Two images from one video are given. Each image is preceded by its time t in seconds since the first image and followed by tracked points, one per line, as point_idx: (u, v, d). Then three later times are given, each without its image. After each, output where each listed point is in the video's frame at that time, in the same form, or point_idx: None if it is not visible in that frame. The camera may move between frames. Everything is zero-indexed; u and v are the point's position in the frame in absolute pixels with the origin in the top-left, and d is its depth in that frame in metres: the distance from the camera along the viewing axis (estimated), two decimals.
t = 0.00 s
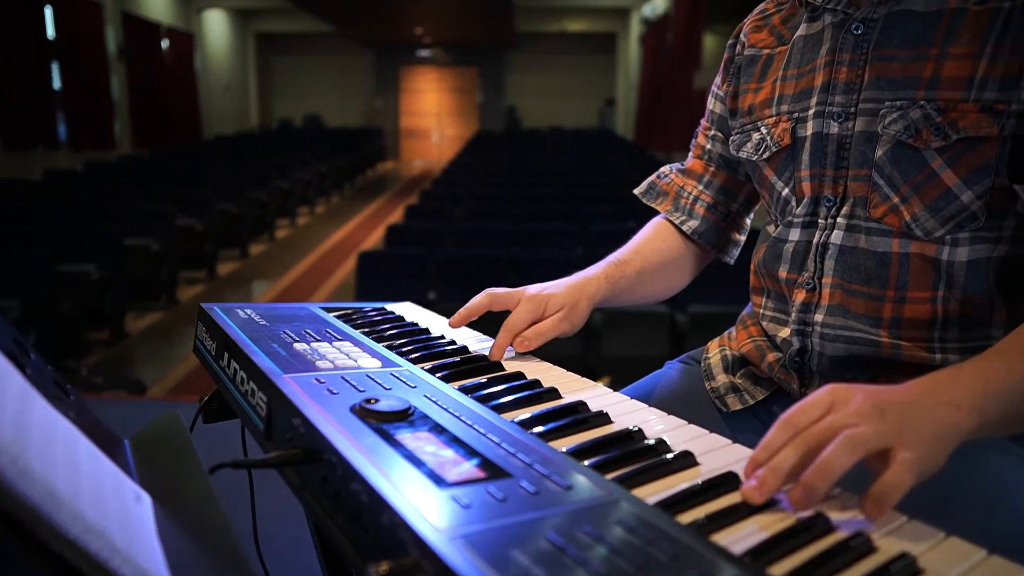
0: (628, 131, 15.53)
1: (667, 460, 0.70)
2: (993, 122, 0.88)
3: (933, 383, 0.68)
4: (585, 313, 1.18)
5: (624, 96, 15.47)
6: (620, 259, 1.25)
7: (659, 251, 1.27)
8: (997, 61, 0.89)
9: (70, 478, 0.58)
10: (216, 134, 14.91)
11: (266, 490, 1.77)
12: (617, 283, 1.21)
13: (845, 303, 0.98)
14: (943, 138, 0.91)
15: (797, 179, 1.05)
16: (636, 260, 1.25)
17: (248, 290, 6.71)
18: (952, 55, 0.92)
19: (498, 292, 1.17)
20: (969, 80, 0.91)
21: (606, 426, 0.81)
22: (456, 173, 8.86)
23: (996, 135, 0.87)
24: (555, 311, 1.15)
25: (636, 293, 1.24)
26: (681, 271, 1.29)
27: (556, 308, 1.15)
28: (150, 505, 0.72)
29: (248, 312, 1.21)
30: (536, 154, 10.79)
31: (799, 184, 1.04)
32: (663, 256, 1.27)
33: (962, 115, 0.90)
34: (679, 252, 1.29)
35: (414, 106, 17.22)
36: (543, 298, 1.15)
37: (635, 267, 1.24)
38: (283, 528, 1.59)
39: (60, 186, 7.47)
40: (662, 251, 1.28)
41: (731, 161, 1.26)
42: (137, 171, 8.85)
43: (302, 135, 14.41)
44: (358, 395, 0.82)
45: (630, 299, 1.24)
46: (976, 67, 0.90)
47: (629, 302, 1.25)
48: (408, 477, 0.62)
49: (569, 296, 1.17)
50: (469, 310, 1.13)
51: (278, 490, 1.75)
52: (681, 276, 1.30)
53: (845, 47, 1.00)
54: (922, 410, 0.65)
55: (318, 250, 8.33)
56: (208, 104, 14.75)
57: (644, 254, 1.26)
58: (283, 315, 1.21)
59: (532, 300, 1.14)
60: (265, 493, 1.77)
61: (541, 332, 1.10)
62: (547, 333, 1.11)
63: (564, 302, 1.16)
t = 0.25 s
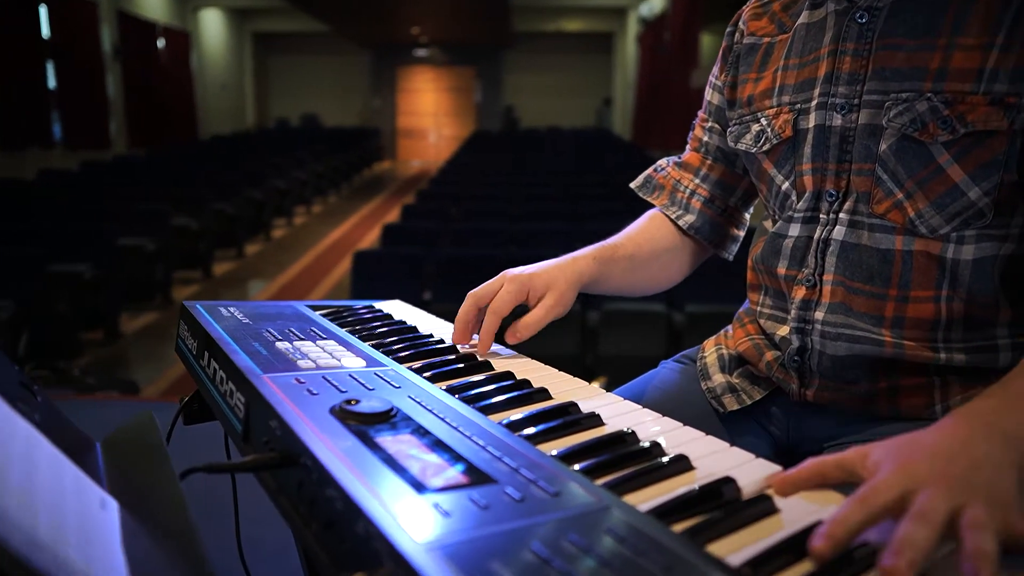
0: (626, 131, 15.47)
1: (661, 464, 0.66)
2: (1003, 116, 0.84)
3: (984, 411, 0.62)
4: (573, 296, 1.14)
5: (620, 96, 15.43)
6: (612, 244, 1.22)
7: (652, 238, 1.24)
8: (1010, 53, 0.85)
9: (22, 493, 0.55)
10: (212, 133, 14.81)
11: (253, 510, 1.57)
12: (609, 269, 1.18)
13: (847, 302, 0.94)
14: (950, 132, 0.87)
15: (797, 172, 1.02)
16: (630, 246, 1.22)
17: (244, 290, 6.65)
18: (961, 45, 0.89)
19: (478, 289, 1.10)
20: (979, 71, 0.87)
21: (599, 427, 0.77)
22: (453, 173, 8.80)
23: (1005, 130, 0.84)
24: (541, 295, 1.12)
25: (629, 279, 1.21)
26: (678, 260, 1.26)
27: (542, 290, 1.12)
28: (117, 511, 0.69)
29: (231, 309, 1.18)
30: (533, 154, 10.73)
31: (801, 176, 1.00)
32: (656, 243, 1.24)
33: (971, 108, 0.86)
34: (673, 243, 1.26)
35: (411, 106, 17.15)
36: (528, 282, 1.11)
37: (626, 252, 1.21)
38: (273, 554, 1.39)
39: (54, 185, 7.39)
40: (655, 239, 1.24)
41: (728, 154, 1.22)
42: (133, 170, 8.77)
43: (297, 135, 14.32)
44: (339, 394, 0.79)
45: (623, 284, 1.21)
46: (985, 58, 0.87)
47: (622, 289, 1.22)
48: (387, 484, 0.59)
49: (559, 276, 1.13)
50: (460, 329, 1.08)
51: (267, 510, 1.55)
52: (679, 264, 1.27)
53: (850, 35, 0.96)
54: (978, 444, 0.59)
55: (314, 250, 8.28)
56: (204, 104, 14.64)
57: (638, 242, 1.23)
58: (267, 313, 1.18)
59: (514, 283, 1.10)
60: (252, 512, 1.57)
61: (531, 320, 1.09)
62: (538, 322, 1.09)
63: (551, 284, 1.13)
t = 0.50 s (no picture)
0: (623, 130, 15.43)
1: (653, 468, 0.64)
2: (1001, 106, 0.81)
3: (982, 409, 0.60)
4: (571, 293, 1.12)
5: (618, 96, 15.39)
6: (615, 246, 1.19)
7: (654, 239, 1.21)
8: (1008, 41, 0.82)
9: None
10: (209, 133, 14.75)
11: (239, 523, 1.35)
12: (609, 272, 1.16)
13: (844, 300, 0.92)
14: (946, 124, 0.85)
15: (792, 168, 0.99)
16: (631, 248, 1.19)
17: (239, 290, 6.60)
18: (958, 34, 0.86)
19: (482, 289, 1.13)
20: (976, 62, 0.85)
21: (590, 431, 0.75)
22: (450, 172, 8.76)
23: (1004, 120, 0.81)
24: (541, 277, 1.09)
25: (629, 282, 1.19)
26: (679, 265, 1.23)
27: (543, 270, 1.09)
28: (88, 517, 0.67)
29: (217, 310, 1.15)
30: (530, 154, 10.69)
31: (796, 172, 0.98)
32: (658, 245, 1.21)
33: (968, 99, 0.84)
34: (674, 246, 1.23)
35: (408, 106, 17.10)
36: (529, 260, 1.08)
37: (628, 254, 1.18)
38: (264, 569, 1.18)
39: (49, 185, 7.35)
40: (657, 240, 1.22)
41: (727, 153, 1.20)
42: (128, 170, 8.72)
43: (294, 135, 14.26)
44: (322, 397, 0.76)
45: (623, 288, 1.19)
46: (983, 47, 0.84)
47: (621, 293, 1.20)
48: (363, 488, 0.56)
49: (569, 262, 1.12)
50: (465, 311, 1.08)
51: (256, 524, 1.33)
52: (680, 268, 1.24)
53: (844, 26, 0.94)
54: (977, 444, 0.56)
55: (311, 250, 8.23)
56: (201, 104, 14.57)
57: (640, 244, 1.21)
58: (254, 314, 1.15)
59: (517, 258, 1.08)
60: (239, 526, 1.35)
61: (527, 299, 1.06)
62: (534, 302, 1.07)
63: (553, 269, 1.10)
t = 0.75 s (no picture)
0: (618, 130, 15.41)
1: (639, 473, 0.62)
2: (993, 98, 0.80)
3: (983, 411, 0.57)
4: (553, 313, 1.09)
5: (614, 96, 15.36)
6: (597, 256, 1.17)
7: (638, 247, 1.19)
8: (1000, 30, 0.81)
9: None
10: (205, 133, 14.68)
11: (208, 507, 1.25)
12: (593, 282, 1.14)
13: (835, 298, 0.90)
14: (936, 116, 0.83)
15: (781, 164, 0.97)
16: (617, 257, 1.17)
17: (234, 291, 6.56)
18: (947, 24, 0.84)
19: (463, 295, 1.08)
20: (966, 51, 0.83)
21: (573, 433, 0.72)
22: (445, 172, 8.74)
23: (996, 112, 0.80)
24: (518, 307, 1.06)
25: (614, 291, 1.17)
26: (664, 270, 1.21)
27: (520, 302, 1.06)
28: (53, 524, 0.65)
29: (197, 310, 1.12)
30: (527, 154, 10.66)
31: (784, 168, 0.96)
32: (644, 252, 1.19)
33: (958, 90, 0.82)
34: (661, 249, 1.21)
35: (404, 106, 17.05)
36: (503, 293, 1.06)
37: (613, 263, 1.16)
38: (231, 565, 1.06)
39: (43, 185, 7.30)
40: (642, 247, 1.20)
41: (715, 151, 1.18)
42: (123, 169, 8.67)
43: (290, 135, 14.21)
44: (297, 399, 0.74)
45: (608, 296, 1.17)
46: (973, 37, 0.82)
47: (606, 302, 1.18)
48: (331, 494, 0.54)
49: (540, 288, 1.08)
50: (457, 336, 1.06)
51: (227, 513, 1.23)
52: (667, 272, 1.22)
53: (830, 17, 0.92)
54: (977, 445, 0.53)
55: (306, 250, 8.19)
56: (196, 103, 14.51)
57: (625, 251, 1.19)
58: (234, 313, 1.13)
59: (491, 292, 1.06)
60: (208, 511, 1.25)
61: (505, 328, 1.04)
62: (512, 332, 1.04)
63: (529, 297, 1.07)
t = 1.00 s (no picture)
0: (616, 130, 15.41)
1: (632, 466, 0.62)
2: (981, 94, 0.80)
3: (974, 407, 0.57)
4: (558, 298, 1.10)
5: (612, 96, 15.37)
6: (593, 251, 1.18)
7: (633, 243, 1.20)
8: (987, 27, 0.81)
9: None
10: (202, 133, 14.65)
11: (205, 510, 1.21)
12: (588, 277, 1.15)
13: (828, 294, 0.90)
14: (925, 113, 0.83)
15: (773, 162, 0.98)
16: (613, 252, 1.18)
17: (232, 291, 6.55)
18: (935, 22, 0.85)
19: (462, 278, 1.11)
20: (954, 49, 0.83)
21: (568, 428, 0.73)
22: (443, 173, 8.73)
23: (986, 108, 0.80)
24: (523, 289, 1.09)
25: (607, 286, 1.17)
26: (659, 266, 1.22)
27: (524, 286, 1.10)
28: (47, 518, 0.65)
29: (193, 306, 1.12)
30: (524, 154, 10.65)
31: (776, 166, 0.96)
32: (637, 248, 1.20)
33: (946, 87, 0.82)
34: (655, 245, 1.21)
35: (402, 106, 17.04)
36: (505, 277, 1.09)
37: (610, 258, 1.17)
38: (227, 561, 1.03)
39: (40, 185, 7.27)
40: (637, 243, 1.20)
41: (707, 150, 1.18)
42: (120, 170, 8.65)
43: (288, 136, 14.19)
44: (292, 394, 0.74)
45: (603, 291, 1.17)
46: (961, 34, 0.83)
47: (600, 297, 1.18)
48: (324, 486, 0.54)
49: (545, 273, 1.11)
50: (438, 308, 1.09)
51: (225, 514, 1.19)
52: (661, 268, 1.22)
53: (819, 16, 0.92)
54: (965, 437, 0.53)
55: (304, 251, 8.18)
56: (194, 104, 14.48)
57: (620, 247, 1.19)
58: (230, 310, 1.13)
59: (494, 277, 1.09)
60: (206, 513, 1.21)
61: (514, 308, 1.06)
62: (522, 311, 1.07)
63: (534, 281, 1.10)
